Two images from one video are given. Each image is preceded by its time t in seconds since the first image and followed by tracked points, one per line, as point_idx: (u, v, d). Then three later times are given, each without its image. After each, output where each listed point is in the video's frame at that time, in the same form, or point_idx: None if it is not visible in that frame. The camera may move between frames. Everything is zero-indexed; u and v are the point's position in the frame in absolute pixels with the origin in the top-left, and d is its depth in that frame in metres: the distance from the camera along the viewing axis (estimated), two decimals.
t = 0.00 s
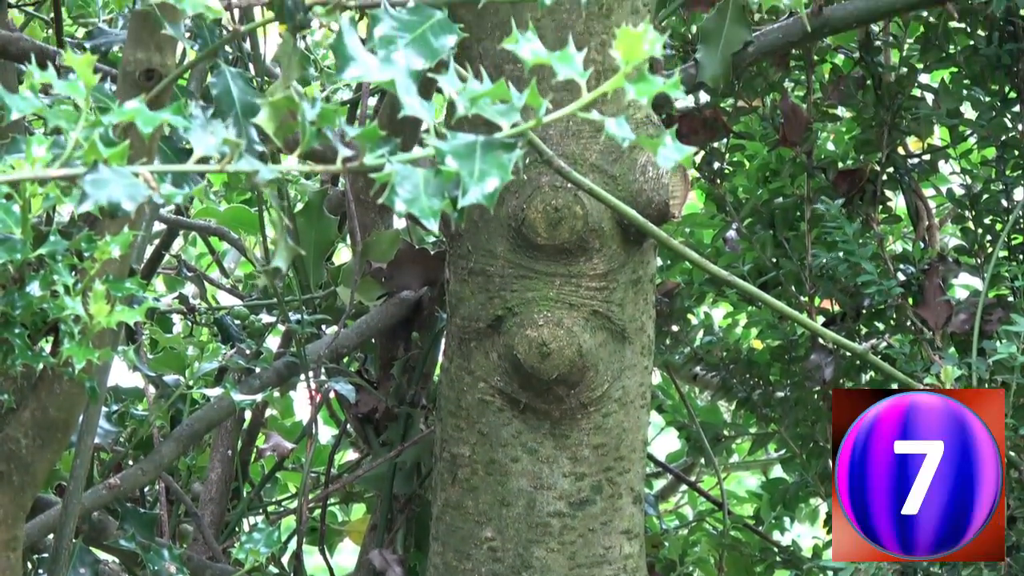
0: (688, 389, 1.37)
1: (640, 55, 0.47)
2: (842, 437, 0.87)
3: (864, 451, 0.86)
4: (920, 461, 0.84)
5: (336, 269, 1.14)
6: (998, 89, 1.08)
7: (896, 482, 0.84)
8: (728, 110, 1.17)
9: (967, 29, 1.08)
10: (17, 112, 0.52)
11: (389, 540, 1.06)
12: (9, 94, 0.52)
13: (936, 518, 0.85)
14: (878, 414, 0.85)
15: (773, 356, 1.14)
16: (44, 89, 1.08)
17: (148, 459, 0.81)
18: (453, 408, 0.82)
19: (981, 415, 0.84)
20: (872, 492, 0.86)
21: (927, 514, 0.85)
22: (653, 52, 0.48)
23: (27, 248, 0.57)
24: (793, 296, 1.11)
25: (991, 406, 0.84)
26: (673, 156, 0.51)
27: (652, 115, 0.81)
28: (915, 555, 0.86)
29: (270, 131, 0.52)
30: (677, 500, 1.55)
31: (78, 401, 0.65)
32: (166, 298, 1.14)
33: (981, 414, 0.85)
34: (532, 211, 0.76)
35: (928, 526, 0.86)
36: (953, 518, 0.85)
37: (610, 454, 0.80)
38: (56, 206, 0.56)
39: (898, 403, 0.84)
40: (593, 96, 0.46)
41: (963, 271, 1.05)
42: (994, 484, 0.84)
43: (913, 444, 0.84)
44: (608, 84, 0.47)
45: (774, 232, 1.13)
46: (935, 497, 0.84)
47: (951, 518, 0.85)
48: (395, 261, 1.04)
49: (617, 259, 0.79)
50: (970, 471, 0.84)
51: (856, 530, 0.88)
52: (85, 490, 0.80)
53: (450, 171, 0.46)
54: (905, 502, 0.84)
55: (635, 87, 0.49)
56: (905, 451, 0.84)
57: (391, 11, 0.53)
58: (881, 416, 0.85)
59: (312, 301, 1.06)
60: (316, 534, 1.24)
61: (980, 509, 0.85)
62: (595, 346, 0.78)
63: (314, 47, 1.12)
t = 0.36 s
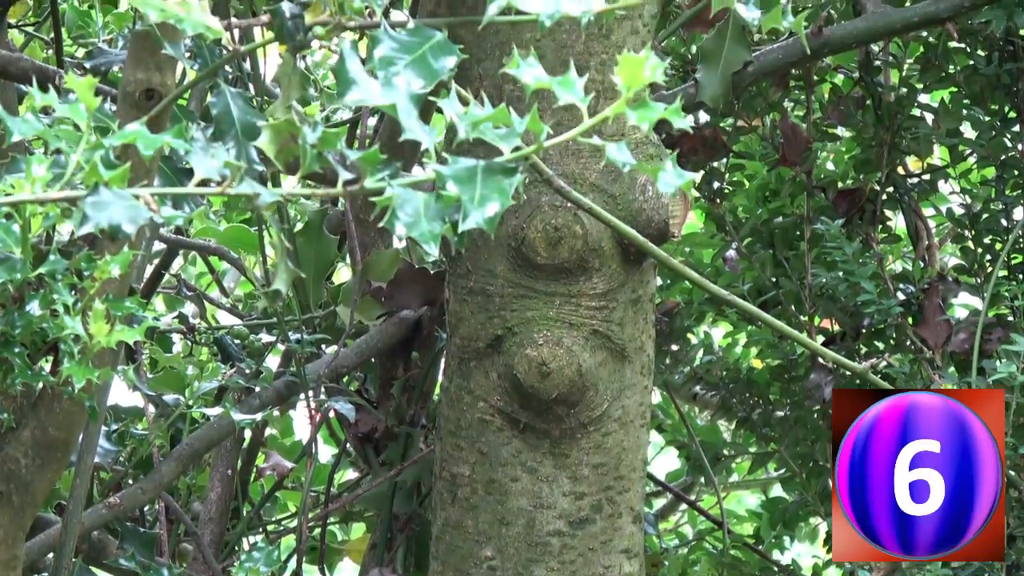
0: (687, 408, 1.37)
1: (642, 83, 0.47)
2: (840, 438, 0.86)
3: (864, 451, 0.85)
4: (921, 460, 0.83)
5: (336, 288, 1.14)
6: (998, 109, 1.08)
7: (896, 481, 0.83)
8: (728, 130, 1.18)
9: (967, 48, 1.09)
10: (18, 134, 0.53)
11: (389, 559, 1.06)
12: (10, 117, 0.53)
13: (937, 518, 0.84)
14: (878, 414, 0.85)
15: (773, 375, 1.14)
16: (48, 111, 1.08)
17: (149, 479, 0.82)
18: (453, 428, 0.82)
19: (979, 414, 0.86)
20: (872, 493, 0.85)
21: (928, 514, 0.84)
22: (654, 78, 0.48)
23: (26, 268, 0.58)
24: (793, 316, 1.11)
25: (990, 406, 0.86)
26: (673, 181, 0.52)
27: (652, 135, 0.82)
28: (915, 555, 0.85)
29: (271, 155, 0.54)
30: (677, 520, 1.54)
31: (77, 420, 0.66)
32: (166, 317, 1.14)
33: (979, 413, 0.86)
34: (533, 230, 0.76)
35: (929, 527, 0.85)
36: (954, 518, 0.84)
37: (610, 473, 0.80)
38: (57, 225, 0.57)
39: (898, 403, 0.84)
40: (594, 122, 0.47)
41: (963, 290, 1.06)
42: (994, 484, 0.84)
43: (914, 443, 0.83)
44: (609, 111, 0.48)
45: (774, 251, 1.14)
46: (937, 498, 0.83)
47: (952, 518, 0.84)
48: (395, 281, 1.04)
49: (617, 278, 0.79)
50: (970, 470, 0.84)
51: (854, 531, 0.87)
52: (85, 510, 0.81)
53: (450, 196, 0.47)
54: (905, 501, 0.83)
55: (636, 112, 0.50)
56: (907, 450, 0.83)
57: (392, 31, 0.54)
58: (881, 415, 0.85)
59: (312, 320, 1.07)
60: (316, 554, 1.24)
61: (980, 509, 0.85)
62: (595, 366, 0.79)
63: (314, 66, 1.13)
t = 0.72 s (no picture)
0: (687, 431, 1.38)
1: (638, 85, 0.48)
2: (840, 437, 0.82)
3: (863, 451, 0.82)
4: (918, 460, 0.80)
5: (337, 312, 1.14)
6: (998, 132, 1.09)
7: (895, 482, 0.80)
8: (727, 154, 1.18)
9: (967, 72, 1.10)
10: (13, 148, 0.53)
11: None
12: (6, 131, 0.53)
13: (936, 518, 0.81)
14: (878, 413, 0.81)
15: (773, 399, 1.15)
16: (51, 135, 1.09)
17: (149, 502, 0.82)
18: (453, 451, 0.82)
19: (978, 414, 0.81)
20: (873, 493, 0.82)
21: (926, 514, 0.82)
22: (650, 81, 0.49)
23: (26, 291, 0.61)
24: (793, 340, 1.12)
25: (989, 406, 0.82)
26: (672, 184, 0.53)
27: (651, 156, 0.83)
28: (915, 556, 0.82)
29: (268, 165, 0.55)
30: (677, 544, 1.54)
31: (78, 444, 0.68)
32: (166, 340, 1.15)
33: (978, 413, 0.82)
34: (533, 253, 0.77)
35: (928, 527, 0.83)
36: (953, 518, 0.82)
37: (610, 496, 0.80)
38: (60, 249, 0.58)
39: (897, 401, 0.80)
40: (590, 124, 0.47)
41: (963, 314, 1.07)
42: (993, 484, 0.81)
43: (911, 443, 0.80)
44: (605, 113, 0.48)
45: (773, 275, 1.14)
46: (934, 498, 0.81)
47: (951, 518, 0.82)
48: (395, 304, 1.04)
49: (617, 302, 0.79)
50: (970, 470, 0.81)
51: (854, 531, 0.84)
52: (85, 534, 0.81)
53: (447, 204, 0.48)
54: (904, 501, 0.81)
55: (632, 116, 0.50)
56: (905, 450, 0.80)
57: (392, 54, 0.54)
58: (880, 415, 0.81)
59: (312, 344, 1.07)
60: None
61: (979, 508, 0.83)
62: (595, 389, 0.79)
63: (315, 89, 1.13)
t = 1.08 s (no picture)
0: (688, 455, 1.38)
1: (640, 117, 0.49)
2: (841, 438, 0.92)
3: (864, 451, 0.90)
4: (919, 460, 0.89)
5: (337, 337, 1.15)
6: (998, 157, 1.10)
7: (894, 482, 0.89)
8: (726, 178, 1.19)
9: (967, 96, 1.11)
10: (15, 175, 0.53)
11: None
12: (8, 157, 0.54)
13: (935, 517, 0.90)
14: (879, 415, 0.90)
15: (774, 423, 1.15)
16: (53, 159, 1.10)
17: (149, 526, 0.82)
18: (453, 475, 0.82)
19: (978, 414, 0.91)
20: (873, 493, 0.91)
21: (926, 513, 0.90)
22: (652, 112, 0.50)
23: (26, 314, 0.62)
24: (794, 363, 1.12)
25: (989, 406, 0.91)
26: (673, 217, 0.54)
27: (652, 181, 0.83)
28: (915, 555, 0.91)
29: (269, 192, 0.56)
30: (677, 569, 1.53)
31: (78, 469, 0.69)
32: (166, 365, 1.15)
33: (979, 414, 0.91)
34: (533, 278, 0.77)
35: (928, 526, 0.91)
36: (952, 518, 0.90)
37: (610, 520, 0.81)
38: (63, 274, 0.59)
39: (899, 403, 0.90)
40: (592, 156, 0.48)
41: (964, 338, 1.07)
42: (993, 483, 0.90)
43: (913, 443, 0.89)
44: (607, 144, 0.49)
45: (773, 299, 1.15)
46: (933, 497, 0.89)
47: (950, 517, 0.91)
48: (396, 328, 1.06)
49: (617, 326, 0.80)
50: (969, 470, 0.89)
51: (856, 530, 0.93)
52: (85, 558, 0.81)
53: (447, 234, 0.48)
54: (904, 501, 0.89)
55: (634, 148, 0.51)
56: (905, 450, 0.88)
57: (392, 78, 0.55)
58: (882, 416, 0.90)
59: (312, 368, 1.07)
60: None
61: (979, 509, 0.91)
62: (595, 414, 0.79)
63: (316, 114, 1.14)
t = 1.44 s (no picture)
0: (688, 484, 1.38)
1: (642, 152, 0.50)
2: (841, 438, 0.91)
3: (864, 451, 0.90)
4: (919, 460, 0.89)
5: (338, 366, 1.16)
6: (998, 186, 1.11)
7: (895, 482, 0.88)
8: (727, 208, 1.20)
9: (967, 126, 1.12)
10: (17, 207, 0.54)
11: None
12: (10, 188, 0.54)
13: (935, 517, 0.90)
14: (879, 414, 0.91)
15: (774, 452, 1.16)
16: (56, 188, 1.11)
17: (150, 555, 0.83)
18: (453, 504, 0.83)
19: (979, 414, 0.91)
20: (873, 493, 0.90)
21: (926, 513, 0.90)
22: (654, 147, 0.51)
23: (26, 343, 0.63)
24: (794, 392, 1.13)
25: (989, 406, 0.91)
26: (673, 251, 0.56)
27: (653, 210, 0.84)
28: (915, 555, 0.91)
29: (271, 225, 0.58)
30: None
31: (78, 497, 0.69)
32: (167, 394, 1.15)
33: (979, 413, 0.91)
34: (533, 307, 0.78)
35: (928, 526, 0.91)
36: (952, 517, 0.91)
37: (611, 550, 0.81)
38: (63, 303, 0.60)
39: (898, 404, 0.91)
40: (593, 190, 0.49)
41: (964, 367, 1.08)
42: (993, 483, 0.90)
43: (912, 442, 0.89)
44: (609, 179, 0.50)
45: (773, 328, 1.16)
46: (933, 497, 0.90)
47: (950, 517, 0.91)
48: (396, 356, 1.05)
49: (617, 355, 0.80)
50: (970, 471, 0.90)
51: (856, 530, 0.92)
52: None
53: (449, 267, 0.49)
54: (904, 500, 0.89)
55: (636, 182, 0.52)
56: (905, 450, 0.89)
57: (393, 108, 0.56)
58: (881, 416, 0.91)
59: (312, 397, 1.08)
60: None
61: (979, 508, 0.91)
62: (595, 443, 0.80)
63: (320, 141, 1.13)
